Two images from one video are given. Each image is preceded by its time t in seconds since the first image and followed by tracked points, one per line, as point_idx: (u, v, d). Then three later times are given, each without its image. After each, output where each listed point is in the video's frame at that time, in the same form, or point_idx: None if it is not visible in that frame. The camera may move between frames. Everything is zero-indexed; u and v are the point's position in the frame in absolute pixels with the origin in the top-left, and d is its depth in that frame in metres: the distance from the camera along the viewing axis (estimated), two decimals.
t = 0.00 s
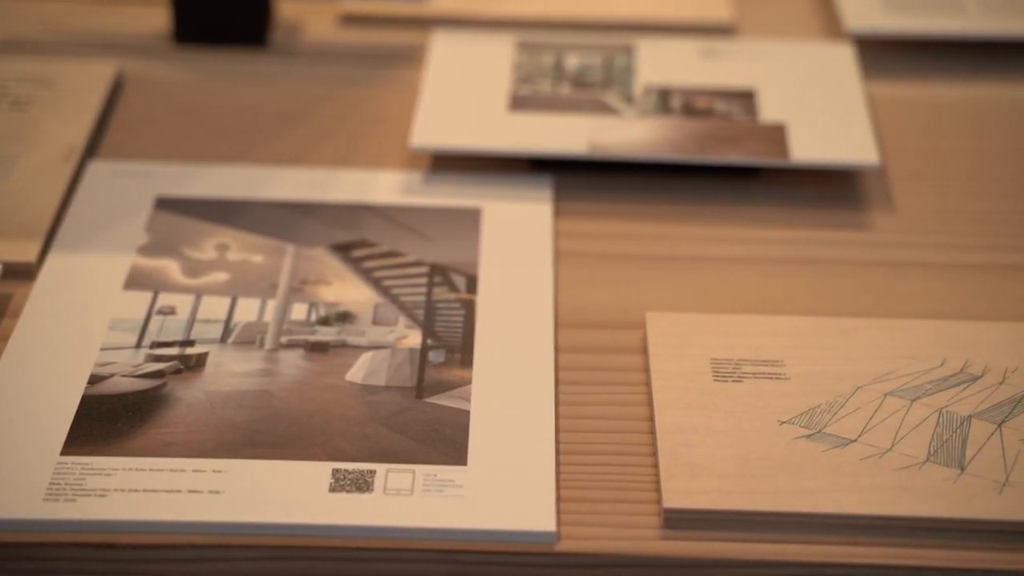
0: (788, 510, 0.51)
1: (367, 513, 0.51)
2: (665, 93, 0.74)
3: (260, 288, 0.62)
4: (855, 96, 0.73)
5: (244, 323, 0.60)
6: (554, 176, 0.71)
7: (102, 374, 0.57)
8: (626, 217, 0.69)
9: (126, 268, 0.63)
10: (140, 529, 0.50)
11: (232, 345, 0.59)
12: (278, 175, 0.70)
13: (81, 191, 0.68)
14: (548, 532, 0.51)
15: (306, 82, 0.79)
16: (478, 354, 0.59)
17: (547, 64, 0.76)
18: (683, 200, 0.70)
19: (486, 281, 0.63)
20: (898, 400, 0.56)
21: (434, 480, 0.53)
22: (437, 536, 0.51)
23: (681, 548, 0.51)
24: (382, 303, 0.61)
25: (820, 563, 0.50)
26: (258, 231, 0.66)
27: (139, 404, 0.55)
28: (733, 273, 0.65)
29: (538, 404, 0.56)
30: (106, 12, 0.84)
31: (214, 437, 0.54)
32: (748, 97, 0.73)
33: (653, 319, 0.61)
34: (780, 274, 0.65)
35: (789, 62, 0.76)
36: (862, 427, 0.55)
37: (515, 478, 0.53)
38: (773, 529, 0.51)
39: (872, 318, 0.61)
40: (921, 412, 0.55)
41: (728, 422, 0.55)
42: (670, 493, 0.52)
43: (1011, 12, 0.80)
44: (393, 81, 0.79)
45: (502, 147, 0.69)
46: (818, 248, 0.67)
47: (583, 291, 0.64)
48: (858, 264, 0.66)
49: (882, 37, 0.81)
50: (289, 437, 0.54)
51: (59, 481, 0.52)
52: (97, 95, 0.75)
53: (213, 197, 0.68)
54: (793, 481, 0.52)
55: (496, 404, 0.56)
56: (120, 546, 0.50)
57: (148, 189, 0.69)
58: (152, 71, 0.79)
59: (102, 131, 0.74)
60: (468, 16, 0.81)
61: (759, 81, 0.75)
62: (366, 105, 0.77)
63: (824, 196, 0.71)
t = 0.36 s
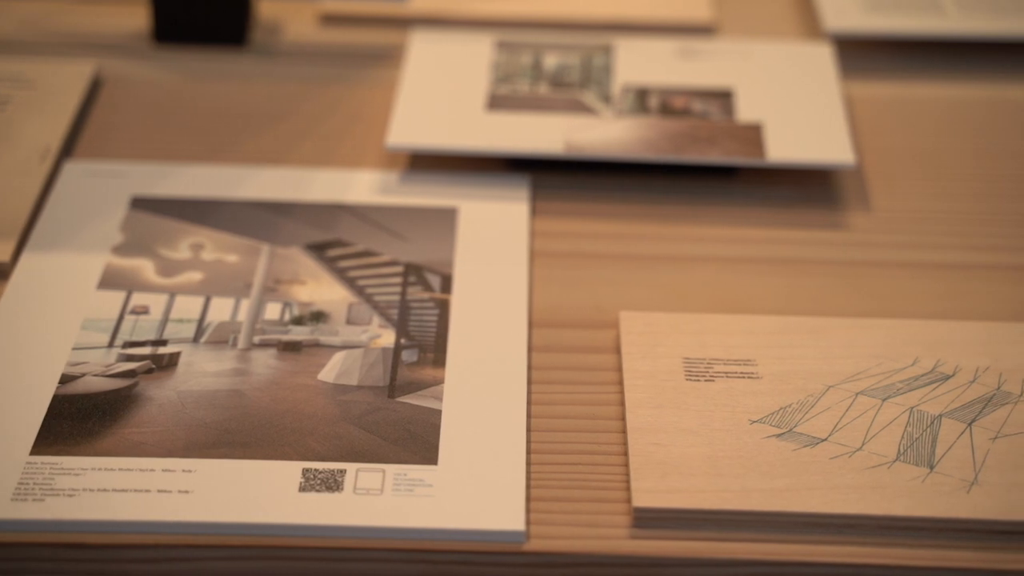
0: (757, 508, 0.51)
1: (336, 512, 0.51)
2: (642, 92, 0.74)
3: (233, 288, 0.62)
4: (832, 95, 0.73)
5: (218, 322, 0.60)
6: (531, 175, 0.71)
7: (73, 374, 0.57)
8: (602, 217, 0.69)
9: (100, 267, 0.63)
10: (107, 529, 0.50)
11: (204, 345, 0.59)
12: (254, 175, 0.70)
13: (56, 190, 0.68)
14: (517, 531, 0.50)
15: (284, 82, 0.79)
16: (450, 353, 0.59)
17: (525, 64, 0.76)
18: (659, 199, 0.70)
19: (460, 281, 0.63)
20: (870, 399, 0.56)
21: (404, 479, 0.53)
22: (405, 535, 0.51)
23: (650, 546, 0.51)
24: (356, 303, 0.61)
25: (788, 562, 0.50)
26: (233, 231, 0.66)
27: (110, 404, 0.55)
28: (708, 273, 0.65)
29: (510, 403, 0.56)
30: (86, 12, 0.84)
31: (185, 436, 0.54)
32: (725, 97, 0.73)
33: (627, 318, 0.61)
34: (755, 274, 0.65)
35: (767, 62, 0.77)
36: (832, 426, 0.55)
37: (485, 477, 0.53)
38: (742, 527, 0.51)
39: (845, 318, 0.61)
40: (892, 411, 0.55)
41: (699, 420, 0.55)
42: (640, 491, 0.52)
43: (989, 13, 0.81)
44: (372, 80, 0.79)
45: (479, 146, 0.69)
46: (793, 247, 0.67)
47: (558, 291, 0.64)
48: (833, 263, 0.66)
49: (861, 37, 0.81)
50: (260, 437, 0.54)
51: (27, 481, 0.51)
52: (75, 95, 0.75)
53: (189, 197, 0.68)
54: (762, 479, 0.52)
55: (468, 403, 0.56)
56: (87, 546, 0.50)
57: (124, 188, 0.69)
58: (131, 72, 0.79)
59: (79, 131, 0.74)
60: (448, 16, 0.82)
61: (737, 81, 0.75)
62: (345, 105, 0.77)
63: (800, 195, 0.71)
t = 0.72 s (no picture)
0: (726, 507, 0.51)
1: (306, 512, 0.51)
2: (620, 92, 0.74)
3: (208, 288, 0.62)
4: (810, 95, 0.73)
5: (192, 322, 0.60)
6: (509, 175, 0.71)
7: (45, 374, 0.57)
8: (579, 217, 0.69)
9: (75, 267, 0.63)
10: (76, 529, 0.50)
11: (177, 344, 0.59)
12: (231, 174, 0.70)
13: (32, 190, 0.68)
14: (486, 530, 0.50)
15: (264, 81, 0.79)
16: (424, 352, 0.59)
17: (504, 63, 0.77)
18: (636, 199, 0.70)
19: (435, 280, 0.63)
20: (842, 399, 0.56)
21: (375, 479, 0.53)
22: (376, 535, 0.51)
23: (619, 545, 0.51)
24: (330, 302, 0.61)
25: (757, 561, 0.50)
26: (209, 230, 0.66)
27: (82, 404, 0.55)
28: (683, 273, 0.65)
29: (483, 403, 0.56)
30: (66, 11, 0.84)
31: (157, 436, 0.54)
32: (703, 97, 0.73)
33: (601, 317, 0.61)
34: (730, 273, 0.65)
35: (746, 61, 0.77)
36: (804, 425, 0.55)
37: (456, 477, 0.53)
38: (712, 526, 0.51)
39: (819, 317, 0.61)
40: (863, 410, 0.55)
41: (670, 420, 0.55)
42: (610, 491, 0.52)
43: (969, 14, 0.81)
44: (352, 80, 0.79)
45: (455, 146, 0.69)
46: (769, 247, 0.67)
47: (533, 290, 0.64)
48: (809, 262, 0.66)
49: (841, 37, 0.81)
50: (232, 437, 0.54)
51: None
52: (53, 95, 0.75)
53: (166, 197, 0.68)
54: (732, 479, 0.52)
55: (440, 403, 0.56)
56: (55, 547, 0.50)
57: (100, 188, 0.69)
58: (110, 71, 0.79)
59: (57, 130, 0.73)
60: (428, 15, 0.82)
61: (715, 81, 0.75)
62: (323, 104, 0.77)
63: (777, 195, 0.71)
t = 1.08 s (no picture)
0: (699, 506, 0.51)
1: (278, 512, 0.51)
2: (600, 92, 0.74)
3: (184, 287, 0.62)
4: (790, 95, 0.73)
5: (167, 322, 0.60)
6: (488, 174, 0.71)
7: (19, 374, 0.57)
8: (557, 216, 0.69)
9: (51, 267, 0.63)
10: (47, 529, 0.50)
11: (152, 344, 0.59)
12: (210, 174, 0.70)
13: (10, 189, 0.68)
14: (458, 530, 0.50)
15: (245, 81, 0.79)
16: (400, 352, 0.59)
17: (485, 63, 0.77)
18: (615, 199, 0.70)
19: (412, 280, 0.63)
20: (816, 398, 0.56)
21: (348, 478, 0.53)
22: (347, 535, 0.51)
23: (592, 544, 0.51)
24: (307, 302, 0.61)
25: (729, 560, 0.50)
26: (187, 230, 0.66)
27: (55, 404, 0.55)
28: (661, 272, 0.65)
29: (458, 403, 0.56)
30: (48, 11, 0.84)
31: (130, 436, 0.54)
32: (683, 97, 0.73)
33: (577, 317, 0.61)
34: (707, 273, 0.65)
35: (727, 62, 0.77)
36: (777, 424, 0.55)
37: (429, 476, 0.53)
38: (685, 525, 0.52)
39: (795, 316, 0.61)
40: (837, 409, 0.55)
41: (644, 419, 0.55)
42: (582, 490, 0.52)
43: (950, 14, 0.81)
44: (333, 79, 0.79)
45: (435, 145, 0.69)
46: (747, 246, 0.67)
47: (511, 290, 0.64)
48: (786, 262, 0.66)
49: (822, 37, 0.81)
50: (205, 437, 0.54)
51: None
52: (32, 95, 0.74)
53: (144, 197, 0.68)
54: (705, 478, 0.52)
55: (415, 402, 0.56)
56: (26, 547, 0.50)
57: (78, 187, 0.69)
58: (91, 71, 0.79)
59: (36, 130, 0.73)
60: (409, 15, 0.82)
61: (695, 81, 0.75)
62: (304, 104, 0.77)
63: (756, 194, 0.71)
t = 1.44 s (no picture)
0: (672, 505, 0.51)
1: (252, 511, 0.51)
2: (581, 92, 0.74)
3: (162, 287, 0.62)
4: (770, 95, 0.74)
5: (144, 322, 0.60)
6: (469, 174, 0.71)
7: None
8: (537, 216, 0.69)
9: (29, 266, 0.63)
10: (19, 529, 0.50)
11: (129, 344, 0.59)
12: (190, 173, 0.70)
13: None
14: (432, 529, 0.51)
15: (227, 81, 0.79)
16: (377, 352, 0.59)
17: (466, 63, 0.77)
18: (595, 198, 0.70)
19: (391, 279, 0.63)
20: (792, 397, 0.56)
21: (323, 478, 0.53)
22: (321, 534, 0.51)
23: (566, 543, 0.51)
24: (285, 301, 0.61)
25: (702, 559, 0.50)
26: (166, 229, 0.66)
27: (30, 404, 0.55)
28: (640, 272, 0.65)
29: (433, 402, 0.56)
30: (29, 10, 0.84)
31: (104, 435, 0.54)
32: (663, 97, 0.73)
33: (555, 317, 0.61)
34: (686, 272, 0.65)
35: (709, 61, 0.77)
36: (753, 423, 0.55)
37: (403, 476, 0.53)
38: (659, 524, 0.52)
39: (773, 316, 0.61)
40: (813, 408, 0.55)
41: (620, 418, 0.55)
42: (556, 489, 0.52)
43: (932, 14, 0.81)
44: (314, 79, 0.79)
45: (414, 145, 0.69)
46: (726, 246, 0.67)
47: (489, 289, 0.64)
48: (765, 261, 0.66)
49: (804, 37, 0.81)
50: (180, 436, 0.54)
51: None
52: (13, 94, 0.74)
53: (123, 196, 0.68)
54: (679, 477, 0.52)
55: (391, 402, 0.56)
56: None
57: (57, 187, 0.68)
58: (73, 71, 0.79)
59: (16, 130, 0.73)
60: (392, 15, 0.82)
61: (676, 81, 0.75)
62: (285, 103, 0.77)
63: (736, 194, 0.71)
